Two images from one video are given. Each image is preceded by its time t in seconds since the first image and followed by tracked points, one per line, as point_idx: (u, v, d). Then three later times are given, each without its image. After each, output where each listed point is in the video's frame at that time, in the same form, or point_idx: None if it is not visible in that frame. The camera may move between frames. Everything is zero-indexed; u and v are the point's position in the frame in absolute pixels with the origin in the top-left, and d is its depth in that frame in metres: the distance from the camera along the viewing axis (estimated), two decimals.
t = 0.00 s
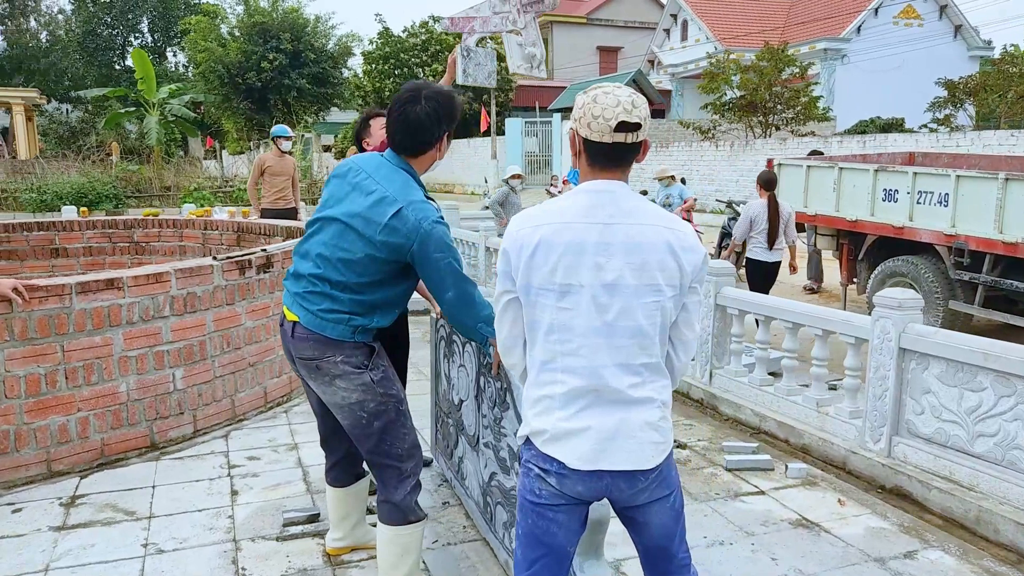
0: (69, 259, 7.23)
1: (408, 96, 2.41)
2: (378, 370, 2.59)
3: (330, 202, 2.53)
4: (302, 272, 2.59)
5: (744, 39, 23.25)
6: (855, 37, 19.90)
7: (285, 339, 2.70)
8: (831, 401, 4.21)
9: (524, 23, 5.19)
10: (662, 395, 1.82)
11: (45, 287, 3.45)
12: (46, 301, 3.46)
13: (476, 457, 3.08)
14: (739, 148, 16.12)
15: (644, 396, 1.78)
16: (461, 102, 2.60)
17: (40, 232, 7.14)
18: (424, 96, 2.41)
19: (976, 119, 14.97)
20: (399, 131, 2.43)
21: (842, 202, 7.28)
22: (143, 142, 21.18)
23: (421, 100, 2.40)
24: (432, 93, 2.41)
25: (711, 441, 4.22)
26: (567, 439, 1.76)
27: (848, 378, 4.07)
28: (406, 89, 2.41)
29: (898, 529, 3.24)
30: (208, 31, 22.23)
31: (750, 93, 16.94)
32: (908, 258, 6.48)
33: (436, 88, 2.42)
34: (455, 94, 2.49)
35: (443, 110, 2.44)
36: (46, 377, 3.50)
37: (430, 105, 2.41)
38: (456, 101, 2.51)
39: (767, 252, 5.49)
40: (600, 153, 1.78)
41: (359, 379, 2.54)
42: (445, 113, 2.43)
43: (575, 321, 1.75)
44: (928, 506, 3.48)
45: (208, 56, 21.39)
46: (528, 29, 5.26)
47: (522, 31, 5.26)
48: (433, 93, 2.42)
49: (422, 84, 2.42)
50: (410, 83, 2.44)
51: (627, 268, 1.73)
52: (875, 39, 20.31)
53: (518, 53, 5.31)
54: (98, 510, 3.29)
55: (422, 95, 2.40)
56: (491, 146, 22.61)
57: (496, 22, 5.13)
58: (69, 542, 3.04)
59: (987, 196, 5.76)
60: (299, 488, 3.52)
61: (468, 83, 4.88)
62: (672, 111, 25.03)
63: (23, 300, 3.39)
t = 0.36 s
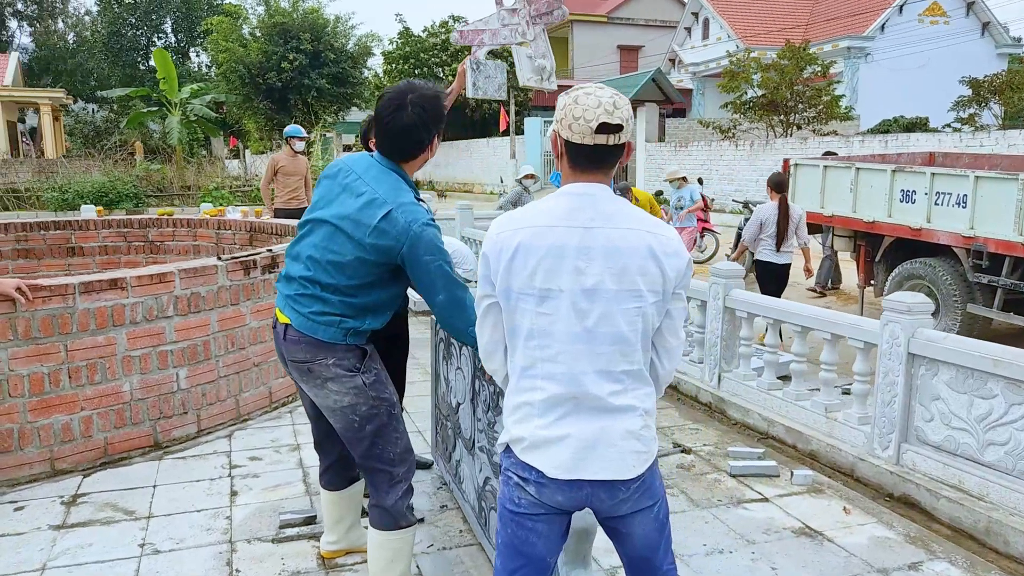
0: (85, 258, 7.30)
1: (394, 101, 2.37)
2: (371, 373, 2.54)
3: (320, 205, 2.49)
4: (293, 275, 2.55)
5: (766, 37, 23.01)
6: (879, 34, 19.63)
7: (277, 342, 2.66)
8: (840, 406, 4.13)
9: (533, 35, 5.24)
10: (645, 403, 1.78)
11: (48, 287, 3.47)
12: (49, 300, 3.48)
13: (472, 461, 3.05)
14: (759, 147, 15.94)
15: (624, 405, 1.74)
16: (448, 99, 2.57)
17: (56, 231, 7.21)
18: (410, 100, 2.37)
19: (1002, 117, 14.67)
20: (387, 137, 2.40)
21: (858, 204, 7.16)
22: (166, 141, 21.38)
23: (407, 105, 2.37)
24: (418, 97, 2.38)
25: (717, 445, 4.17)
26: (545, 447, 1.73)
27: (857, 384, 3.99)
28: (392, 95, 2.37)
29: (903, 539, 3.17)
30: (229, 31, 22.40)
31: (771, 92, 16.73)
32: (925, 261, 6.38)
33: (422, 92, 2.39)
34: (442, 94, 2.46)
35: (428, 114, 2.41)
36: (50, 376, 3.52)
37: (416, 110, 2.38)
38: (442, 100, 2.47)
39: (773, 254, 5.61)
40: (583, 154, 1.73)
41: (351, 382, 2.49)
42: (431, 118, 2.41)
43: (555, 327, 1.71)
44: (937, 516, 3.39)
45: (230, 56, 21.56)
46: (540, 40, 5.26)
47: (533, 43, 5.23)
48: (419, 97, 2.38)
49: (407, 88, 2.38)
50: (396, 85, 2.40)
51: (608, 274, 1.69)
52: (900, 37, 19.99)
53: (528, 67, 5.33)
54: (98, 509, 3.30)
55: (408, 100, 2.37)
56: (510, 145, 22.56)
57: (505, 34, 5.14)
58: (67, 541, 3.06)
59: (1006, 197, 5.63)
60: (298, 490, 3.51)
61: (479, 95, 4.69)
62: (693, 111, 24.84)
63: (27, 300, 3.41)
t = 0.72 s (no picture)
0: (98, 258, 7.37)
1: (386, 106, 2.39)
2: (368, 377, 2.53)
3: (316, 209, 2.49)
4: (290, 280, 2.55)
5: (783, 36, 22.87)
6: (897, 34, 19.46)
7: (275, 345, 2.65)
8: (848, 412, 4.07)
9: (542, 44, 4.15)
10: (634, 411, 1.76)
11: (54, 288, 3.49)
12: (55, 301, 3.51)
13: (471, 465, 3.04)
14: (774, 148, 15.82)
15: (612, 413, 1.72)
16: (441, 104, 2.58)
17: (70, 231, 7.28)
18: (403, 104, 2.39)
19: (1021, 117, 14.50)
20: (380, 141, 2.41)
21: (872, 205, 7.05)
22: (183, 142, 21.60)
23: (400, 109, 2.38)
24: (410, 101, 2.39)
25: (722, 450, 4.13)
26: (533, 455, 1.71)
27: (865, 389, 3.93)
28: (384, 100, 2.38)
29: (909, 548, 3.12)
30: (245, 32, 22.58)
31: (786, 92, 16.62)
32: (940, 263, 6.30)
33: (413, 96, 2.40)
34: (435, 98, 2.47)
35: (422, 117, 2.41)
36: (56, 377, 3.55)
37: (409, 113, 2.39)
38: (436, 106, 2.47)
39: (781, 257, 5.59)
40: (571, 159, 1.72)
41: (348, 386, 2.48)
42: (425, 121, 2.41)
43: (542, 334, 1.70)
44: (944, 524, 3.34)
45: (247, 57, 21.75)
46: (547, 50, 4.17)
47: (541, 53, 4.15)
48: (411, 102, 2.39)
49: (399, 93, 2.39)
50: (387, 91, 2.42)
51: (596, 280, 1.67)
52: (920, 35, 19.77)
53: (534, 78, 4.07)
54: (101, 509, 3.31)
55: (400, 104, 2.38)
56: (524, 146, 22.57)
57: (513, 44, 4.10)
58: (69, 541, 3.06)
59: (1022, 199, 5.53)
60: (299, 492, 3.51)
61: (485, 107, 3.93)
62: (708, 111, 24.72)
63: (32, 301, 3.44)
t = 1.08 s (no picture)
0: (121, 259, 7.49)
1: (378, 111, 2.38)
2: (365, 384, 2.51)
3: (311, 214, 2.48)
4: (286, 287, 2.53)
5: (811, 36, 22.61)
6: (929, 33, 19.12)
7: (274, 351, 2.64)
8: (864, 421, 3.98)
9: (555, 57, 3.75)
10: (621, 424, 1.72)
11: (64, 290, 3.53)
12: (66, 303, 3.54)
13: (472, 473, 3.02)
14: (802, 148, 15.61)
15: (597, 426, 1.68)
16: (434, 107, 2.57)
17: (93, 232, 7.40)
18: (394, 108, 2.38)
19: None
20: (373, 145, 2.39)
21: (896, 209, 6.88)
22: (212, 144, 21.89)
23: (392, 113, 2.37)
24: (401, 104, 2.38)
25: (734, 458, 4.06)
26: (516, 468, 1.68)
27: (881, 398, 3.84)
28: (376, 104, 2.38)
29: (921, 563, 3.03)
30: (273, 35, 22.82)
31: (814, 92, 16.38)
32: (966, 268, 6.14)
33: (405, 100, 2.39)
34: (427, 103, 2.46)
35: (414, 122, 2.40)
36: (67, 378, 3.59)
37: (401, 117, 2.38)
38: (428, 110, 2.46)
39: (797, 262, 5.56)
40: (556, 167, 1.68)
41: (345, 393, 2.46)
42: (417, 125, 2.40)
43: (526, 345, 1.66)
44: (960, 538, 3.25)
45: (275, 60, 21.98)
46: (562, 62, 3.78)
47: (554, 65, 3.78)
48: (403, 106, 2.38)
49: (391, 96, 2.38)
50: (379, 95, 2.41)
51: (581, 289, 1.64)
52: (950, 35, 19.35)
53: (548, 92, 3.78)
54: (108, 510, 3.34)
55: (392, 108, 2.37)
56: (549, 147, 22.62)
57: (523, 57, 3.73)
58: (75, 541, 3.09)
59: None
60: (304, 495, 3.51)
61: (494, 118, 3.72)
62: (736, 111, 24.48)
63: (43, 303, 3.48)
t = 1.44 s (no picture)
0: (145, 259, 7.60)
1: (372, 112, 2.38)
2: (363, 388, 2.48)
3: (306, 217, 2.47)
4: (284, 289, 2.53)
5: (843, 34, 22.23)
6: (964, 32, 18.67)
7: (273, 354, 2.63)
8: (882, 429, 3.88)
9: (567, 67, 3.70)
10: (607, 433, 1.69)
11: (77, 290, 3.57)
12: (78, 303, 3.58)
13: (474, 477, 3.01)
14: (831, 149, 15.36)
15: (583, 434, 1.65)
16: (430, 109, 2.56)
17: (118, 232, 7.52)
18: (388, 109, 2.37)
19: None
20: (368, 147, 2.39)
21: (923, 211, 6.71)
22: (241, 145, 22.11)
23: (386, 114, 2.37)
24: (396, 105, 2.38)
25: (747, 465, 3.98)
26: (499, 476, 1.66)
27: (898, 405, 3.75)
28: (370, 106, 2.38)
29: None
30: (302, 37, 23.05)
31: (845, 92, 16.10)
32: (993, 272, 5.99)
33: (399, 102, 2.39)
34: (422, 104, 2.46)
35: (409, 123, 2.40)
36: (79, 377, 3.63)
37: (395, 118, 2.38)
38: (423, 111, 2.46)
39: (818, 266, 5.46)
40: (541, 171, 1.65)
41: (342, 396, 2.44)
42: (412, 125, 2.41)
43: (510, 351, 1.63)
44: (978, 552, 3.15)
45: (304, 62, 22.18)
46: (574, 71, 3.72)
47: (566, 74, 3.72)
48: (397, 107, 2.38)
49: (385, 98, 2.38)
50: (374, 96, 2.41)
51: (564, 295, 1.61)
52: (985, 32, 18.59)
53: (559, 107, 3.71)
54: (117, 508, 3.36)
55: (386, 109, 2.37)
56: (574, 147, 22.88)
57: (534, 66, 3.64)
58: (82, 538, 3.11)
59: None
60: (310, 497, 3.51)
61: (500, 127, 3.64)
62: (766, 111, 24.19)
63: (56, 302, 3.52)
